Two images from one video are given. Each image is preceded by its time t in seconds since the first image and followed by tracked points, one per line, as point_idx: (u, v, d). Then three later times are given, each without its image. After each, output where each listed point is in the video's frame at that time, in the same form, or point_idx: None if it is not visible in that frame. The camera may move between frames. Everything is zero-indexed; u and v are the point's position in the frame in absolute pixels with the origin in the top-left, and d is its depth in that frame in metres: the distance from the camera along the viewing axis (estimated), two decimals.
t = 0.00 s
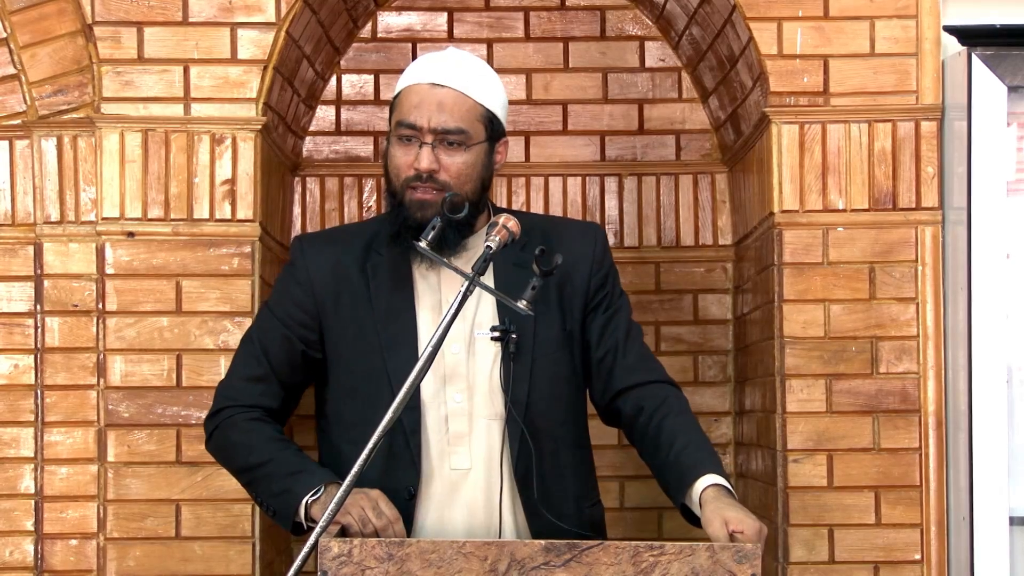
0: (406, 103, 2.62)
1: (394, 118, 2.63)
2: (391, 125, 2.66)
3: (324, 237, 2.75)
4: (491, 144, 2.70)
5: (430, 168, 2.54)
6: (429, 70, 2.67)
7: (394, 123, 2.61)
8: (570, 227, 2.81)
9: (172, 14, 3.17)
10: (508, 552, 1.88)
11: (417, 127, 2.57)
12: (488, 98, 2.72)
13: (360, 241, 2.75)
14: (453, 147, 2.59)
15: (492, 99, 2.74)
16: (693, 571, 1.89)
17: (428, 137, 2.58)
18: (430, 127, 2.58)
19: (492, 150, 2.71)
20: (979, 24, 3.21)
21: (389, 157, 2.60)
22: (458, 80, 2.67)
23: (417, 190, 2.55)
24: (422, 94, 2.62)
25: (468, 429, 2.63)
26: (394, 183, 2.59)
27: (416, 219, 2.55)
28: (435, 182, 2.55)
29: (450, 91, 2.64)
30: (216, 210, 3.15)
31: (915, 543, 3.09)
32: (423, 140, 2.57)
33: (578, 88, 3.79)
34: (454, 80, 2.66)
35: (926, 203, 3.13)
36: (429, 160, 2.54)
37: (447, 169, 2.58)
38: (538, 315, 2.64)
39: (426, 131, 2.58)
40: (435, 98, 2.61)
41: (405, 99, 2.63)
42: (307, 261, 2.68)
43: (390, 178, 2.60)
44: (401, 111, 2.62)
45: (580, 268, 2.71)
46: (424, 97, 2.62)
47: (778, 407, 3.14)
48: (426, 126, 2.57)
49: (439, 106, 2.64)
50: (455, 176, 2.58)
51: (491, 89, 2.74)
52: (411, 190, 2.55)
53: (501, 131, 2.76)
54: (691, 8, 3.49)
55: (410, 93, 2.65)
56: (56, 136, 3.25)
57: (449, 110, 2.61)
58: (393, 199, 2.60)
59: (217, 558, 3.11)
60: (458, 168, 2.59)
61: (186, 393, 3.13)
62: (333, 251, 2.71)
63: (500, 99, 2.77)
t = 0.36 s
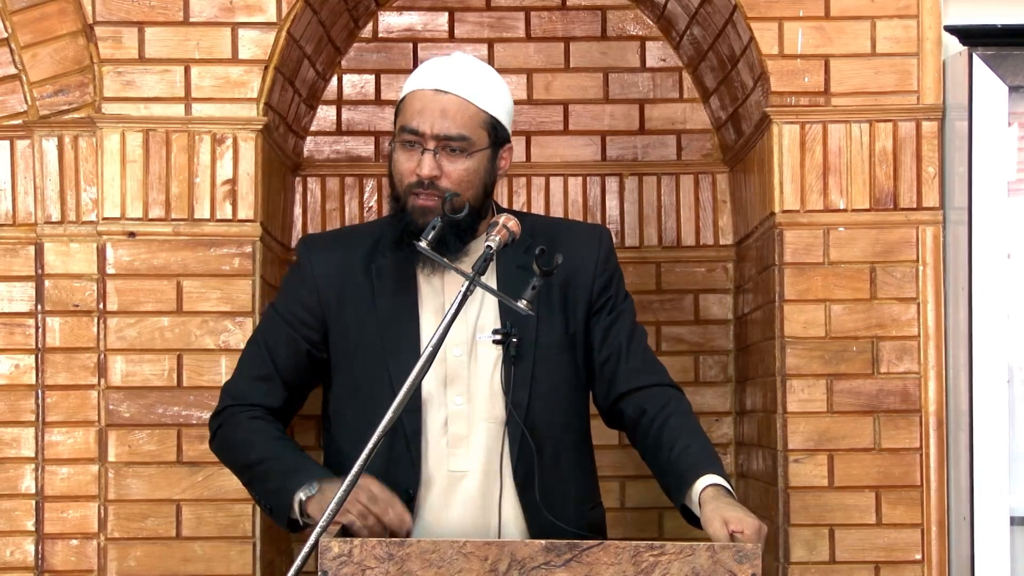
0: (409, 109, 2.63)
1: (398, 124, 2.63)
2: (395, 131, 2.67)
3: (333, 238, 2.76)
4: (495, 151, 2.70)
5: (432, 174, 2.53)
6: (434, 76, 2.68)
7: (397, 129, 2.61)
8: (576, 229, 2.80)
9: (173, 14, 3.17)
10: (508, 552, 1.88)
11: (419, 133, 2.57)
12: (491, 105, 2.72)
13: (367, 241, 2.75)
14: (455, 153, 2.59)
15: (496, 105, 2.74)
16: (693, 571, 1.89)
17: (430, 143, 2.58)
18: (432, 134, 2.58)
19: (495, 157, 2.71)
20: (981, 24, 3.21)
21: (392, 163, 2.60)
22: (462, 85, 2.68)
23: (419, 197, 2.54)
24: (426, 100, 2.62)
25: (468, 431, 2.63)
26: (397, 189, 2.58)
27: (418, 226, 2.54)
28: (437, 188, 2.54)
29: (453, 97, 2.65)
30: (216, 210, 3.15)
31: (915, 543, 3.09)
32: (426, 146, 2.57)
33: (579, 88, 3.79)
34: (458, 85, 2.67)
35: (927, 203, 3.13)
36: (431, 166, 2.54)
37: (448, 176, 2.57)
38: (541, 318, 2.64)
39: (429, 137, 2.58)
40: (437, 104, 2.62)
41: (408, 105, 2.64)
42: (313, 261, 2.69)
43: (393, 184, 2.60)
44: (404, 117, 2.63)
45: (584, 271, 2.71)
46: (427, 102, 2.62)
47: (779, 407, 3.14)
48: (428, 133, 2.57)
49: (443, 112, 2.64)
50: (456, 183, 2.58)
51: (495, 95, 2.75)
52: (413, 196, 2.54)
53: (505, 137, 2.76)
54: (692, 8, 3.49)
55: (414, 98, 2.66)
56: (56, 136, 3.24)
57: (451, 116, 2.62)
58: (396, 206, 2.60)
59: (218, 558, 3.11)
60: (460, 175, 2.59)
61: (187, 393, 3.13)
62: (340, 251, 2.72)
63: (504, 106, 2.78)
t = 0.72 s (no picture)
0: (420, 107, 2.64)
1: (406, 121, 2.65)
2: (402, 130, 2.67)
3: (333, 209, 2.72)
4: (493, 166, 2.68)
5: (420, 177, 2.52)
6: (446, 82, 2.68)
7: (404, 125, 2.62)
8: (581, 238, 2.78)
9: (172, 15, 3.16)
10: (506, 552, 1.88)
11: (419, 133, 2.57)
12: (501, 121, 2.71)
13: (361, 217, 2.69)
14: (451, 160, 2.58)
15: (504, 122, 2.72)
16: (691, 571, 1.89)
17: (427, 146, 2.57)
18: (430, 136, 2.57)
19: (493, 172, 2.69)
20: (980, 24, 3.21)
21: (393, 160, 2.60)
22: (471, 94, 2.68)
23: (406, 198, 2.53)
24: (433, 103, 2.63)
25: (443, 430, 2.62)
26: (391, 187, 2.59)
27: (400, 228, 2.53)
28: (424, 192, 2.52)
29: (460, 105, 2.64)
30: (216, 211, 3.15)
31: (915, 543, 3.09)
32: (422, 149, 2.56)
33: (578, 88, 3.79)
34: (468, 95, 2.66)
35: (926, 203, 3.13)
36: (421, 169, 2.52)
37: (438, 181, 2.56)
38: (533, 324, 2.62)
39: (428, 138, 2.57)
40: (444, 107, 2.62)
41: (420, 103, 2.66)
42: (305, 229, 2.65)
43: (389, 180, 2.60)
44: (412, 115, 2.64)
45: (586, 281, 2.70)
46: (435, 104, 2.63)
47: (778, 407, 3.14)
48: (427, 134, 2.57)
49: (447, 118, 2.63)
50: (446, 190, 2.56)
51: (505, 113, 2.73)
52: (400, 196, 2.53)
53: (509, 155, 2.74)
54: (692, 9, 3.49)
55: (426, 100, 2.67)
56: (56, 136, 3.24)
57: (455, 122, 2.61)
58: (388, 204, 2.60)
59: (218, 559, 3.12)
60: (451, 181, 2.56)
61: (187, 394, 3.14)
62: (332, 221, 2.67)
63: (518, 126, 2.77)
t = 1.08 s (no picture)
0: (428, 108, 2.66)
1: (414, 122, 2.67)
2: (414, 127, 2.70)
3: (341, 226, 2.77)
4: (499, 172, 2.69)
5: (423, 178, 2.54)
6: (460, 83, 2.69)
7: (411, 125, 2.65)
8: (582, 242, 2.80)
9: (176, 15, 3.17)
10: (511, 552, 1.88)
11: (424, 134, 2.59)
12: (509, 127, 2.72)
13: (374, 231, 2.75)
14: (455, 162, 2.59)
15: (513, 129, 2.73)
16: (695, 571, 1.89)
17: (432, 148, 2.59)
18: (435, 138, 2.59)
19: (498, 178, 2.70)
20: (984, 24, 3.21)
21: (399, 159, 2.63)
22: (481, 99, 2.68)
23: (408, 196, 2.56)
24: (442, 105, 2.64)
25: (453, 437, 2.63)
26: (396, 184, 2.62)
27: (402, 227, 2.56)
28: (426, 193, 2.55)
29: (468, 109, 2.65)
30: (220, 210, 3.15)
31: (919, 543, 3.09)
32: (427, 150, 2.58)
33: (582, 88, 3.79)
34: (476, 101, 2.67)
35: (930, 203, 3.13)
36: (424, 171, 2.55)
37: (441, 183, 2.58)
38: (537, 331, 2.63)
39: (433, 141, 2.59)
40: (452, 111, 2.62)
41: (428, 104, 2.67)
42: (318, 249, 2.70)
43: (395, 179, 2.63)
44: (420, 116, 2.66)
45: (587, 287, 2.71)
46: (442, 107, 2.64)
47: (782, 407, 3.14)
48: (432, 135, 2.59)
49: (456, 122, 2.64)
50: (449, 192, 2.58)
51: (516, 120, 2.73)
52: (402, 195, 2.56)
53: (516, 161, 2.74)
54: (695, 8, 3.49)
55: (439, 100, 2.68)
56: (59, 136, 3.25)
57: (462, 126, 2.62)
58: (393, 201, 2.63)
59: (221, 558, 3.12)
60: (451, 186, 2.59)
61: (191, 393, 3.14)
62: (346, 240, 2.73)
63: (527, 132, 2.77)
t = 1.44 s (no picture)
0: (430, 102, 2.67)
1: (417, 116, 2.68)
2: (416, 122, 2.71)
3: (343, 223, 2.77)
4: (504, 162, 2.69)
5: (428, 169, 2.55)
6: (462, 76, 2.70)
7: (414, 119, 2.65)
8: (586, 240, 2.80)
9: (178, 15, 3.17)
10: (514, 552, 1.88)
11: (428, 127, 2.60)
12: (511, 118, 2.72)
13: (379, 228, 2.75)
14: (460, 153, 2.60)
15: (516, 121, 2.74)
16: (699, 571, 1.89)
17: (436, 139, 2.60)
18: (439, 130, 2.60)
19: (503, 170, 2.70)
20: (986, 24, 3.21)
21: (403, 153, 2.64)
22: (484, 91, 2.69)
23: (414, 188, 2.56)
24: (445, 97, 2.65)
25: (454, 432, 2.63)
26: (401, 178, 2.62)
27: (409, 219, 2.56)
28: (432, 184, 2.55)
29: (471, 101, 2.66)
30: (222, 211, 3.15)
31: (922, 543, 3.09)
32: (431, 142, 2.59)
33: (584, 88, 3.79)
34: (478, 93, 2.68)
35: (932, 203, 3.13)
36: (429, 162, 2.55)
37: (447, 174, 2.58)
38: (538, 325, 2.64)
39: (437, 133, 2.60)
40: (454, 103, 2.63)
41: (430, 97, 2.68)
42: (322, 247, 2.70)
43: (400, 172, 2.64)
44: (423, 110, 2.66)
45: (588, 284, 2.71)
46: (444, 100, 2.65)
47: (785, 407, 3.14)
48: (436, 127, 2.60)
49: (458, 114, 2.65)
50: (455, 183, 2.59)
51: (520, 112, 2.74)
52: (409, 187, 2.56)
53: (519, 154, 2.75)
54: (698, 8, 3.49)
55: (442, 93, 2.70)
56: (62, 136, 3.23)
57: (465, 117, 2.63)
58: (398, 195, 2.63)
59: (224, 558, 3.12)
60: (456, 177, 2.59)
61: (193, 393, 3.14)
62: (350, 237, 2.73)
63: (529, 124, 2.78)
